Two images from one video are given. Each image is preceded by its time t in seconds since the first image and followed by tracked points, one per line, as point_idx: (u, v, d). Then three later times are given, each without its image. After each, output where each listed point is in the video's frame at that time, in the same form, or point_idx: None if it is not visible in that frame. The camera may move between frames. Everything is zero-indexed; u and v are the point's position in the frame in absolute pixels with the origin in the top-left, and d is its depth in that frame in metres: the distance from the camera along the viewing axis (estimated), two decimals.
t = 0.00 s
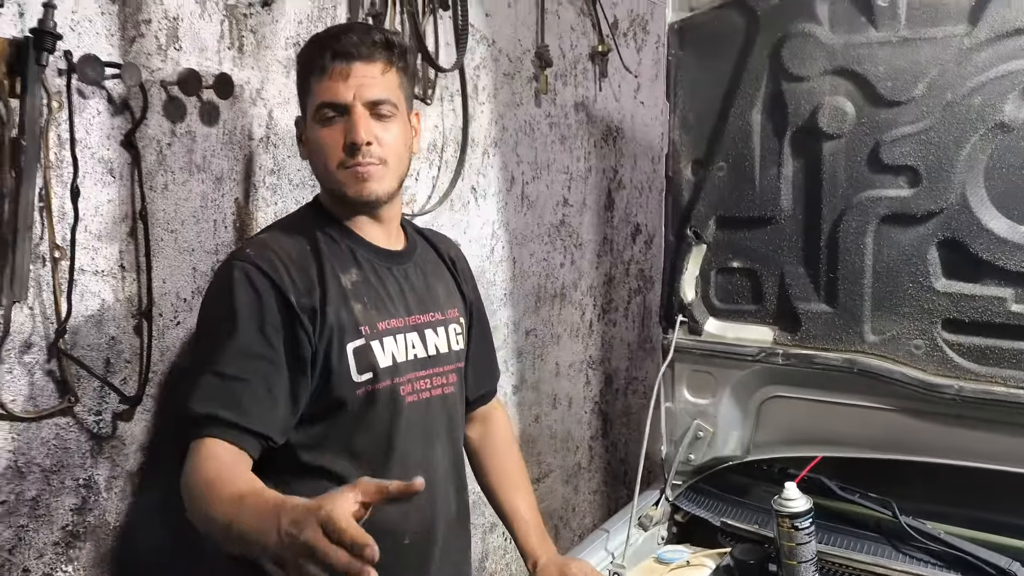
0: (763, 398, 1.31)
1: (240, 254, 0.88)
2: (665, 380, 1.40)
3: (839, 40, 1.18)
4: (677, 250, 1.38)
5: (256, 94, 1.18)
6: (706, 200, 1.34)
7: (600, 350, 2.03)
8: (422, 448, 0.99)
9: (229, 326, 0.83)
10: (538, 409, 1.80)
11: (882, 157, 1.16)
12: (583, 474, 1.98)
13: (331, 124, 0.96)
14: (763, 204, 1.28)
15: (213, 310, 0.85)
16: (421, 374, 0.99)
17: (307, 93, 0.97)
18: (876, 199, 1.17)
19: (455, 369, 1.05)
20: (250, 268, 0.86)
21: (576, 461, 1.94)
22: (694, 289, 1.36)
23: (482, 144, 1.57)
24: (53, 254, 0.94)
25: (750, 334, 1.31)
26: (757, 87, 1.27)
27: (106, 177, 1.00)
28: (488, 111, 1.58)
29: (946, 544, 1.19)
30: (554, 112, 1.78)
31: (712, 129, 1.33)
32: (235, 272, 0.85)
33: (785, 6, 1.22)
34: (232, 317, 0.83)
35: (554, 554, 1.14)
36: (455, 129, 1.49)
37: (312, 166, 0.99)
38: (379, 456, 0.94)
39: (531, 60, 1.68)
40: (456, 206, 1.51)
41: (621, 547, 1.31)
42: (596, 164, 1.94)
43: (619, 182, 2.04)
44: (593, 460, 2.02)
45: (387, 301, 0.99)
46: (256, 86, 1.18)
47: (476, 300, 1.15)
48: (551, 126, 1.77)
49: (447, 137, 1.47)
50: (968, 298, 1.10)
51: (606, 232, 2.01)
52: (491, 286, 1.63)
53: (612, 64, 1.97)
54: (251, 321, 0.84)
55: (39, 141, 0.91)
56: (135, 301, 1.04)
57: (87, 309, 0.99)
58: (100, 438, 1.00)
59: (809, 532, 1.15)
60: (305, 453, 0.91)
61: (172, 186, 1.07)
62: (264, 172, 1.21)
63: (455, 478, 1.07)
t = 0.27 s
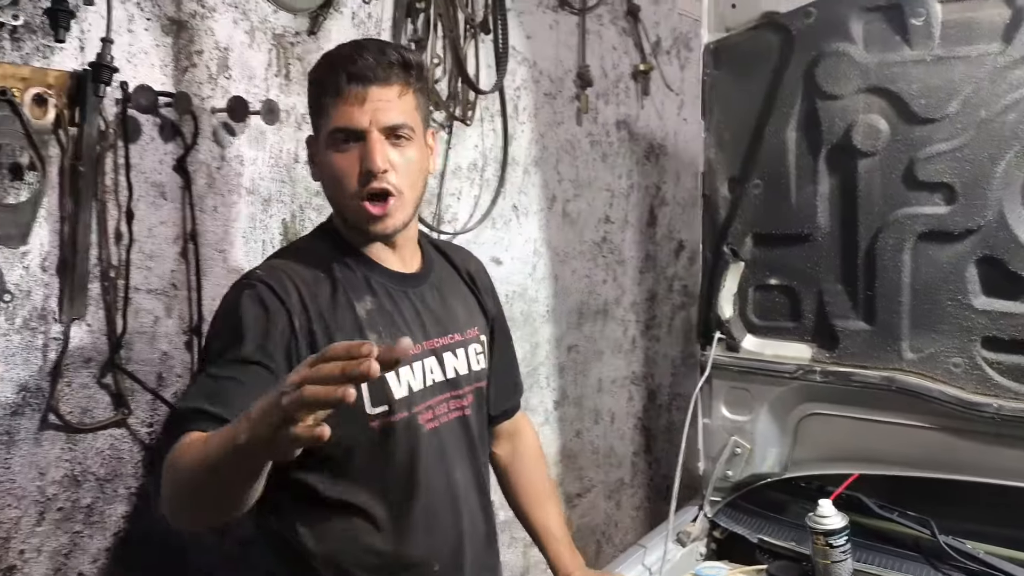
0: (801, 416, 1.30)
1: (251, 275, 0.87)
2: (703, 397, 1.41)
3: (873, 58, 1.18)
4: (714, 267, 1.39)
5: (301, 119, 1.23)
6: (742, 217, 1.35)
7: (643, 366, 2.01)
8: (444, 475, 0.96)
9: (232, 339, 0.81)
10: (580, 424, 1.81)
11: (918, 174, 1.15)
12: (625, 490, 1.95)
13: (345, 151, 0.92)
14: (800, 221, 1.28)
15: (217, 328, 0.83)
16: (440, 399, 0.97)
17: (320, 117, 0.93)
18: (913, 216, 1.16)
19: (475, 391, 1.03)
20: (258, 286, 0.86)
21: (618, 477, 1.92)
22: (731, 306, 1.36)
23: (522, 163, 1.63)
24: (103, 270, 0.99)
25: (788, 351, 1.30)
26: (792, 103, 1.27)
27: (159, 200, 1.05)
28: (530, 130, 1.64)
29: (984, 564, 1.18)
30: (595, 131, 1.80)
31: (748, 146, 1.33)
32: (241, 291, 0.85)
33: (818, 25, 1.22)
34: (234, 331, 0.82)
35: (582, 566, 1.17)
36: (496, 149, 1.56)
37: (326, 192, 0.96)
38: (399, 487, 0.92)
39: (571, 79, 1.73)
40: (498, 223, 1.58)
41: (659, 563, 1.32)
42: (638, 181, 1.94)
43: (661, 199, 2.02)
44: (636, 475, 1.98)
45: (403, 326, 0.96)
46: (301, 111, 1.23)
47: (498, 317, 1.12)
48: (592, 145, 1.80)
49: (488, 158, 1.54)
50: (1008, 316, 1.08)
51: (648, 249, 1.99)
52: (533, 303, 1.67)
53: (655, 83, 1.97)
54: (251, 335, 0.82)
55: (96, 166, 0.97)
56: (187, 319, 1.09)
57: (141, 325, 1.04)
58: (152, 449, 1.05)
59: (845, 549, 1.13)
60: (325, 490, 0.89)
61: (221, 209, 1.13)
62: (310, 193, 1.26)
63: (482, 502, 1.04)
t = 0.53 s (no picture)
0: (833, 422, 1.29)
1: (282, 328, 0.85)
2: (735, 401, 1.41)
3: (900, 64, 1.17)
4: (743, 273, 1.39)
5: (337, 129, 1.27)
6: (771, 223, 1.35)
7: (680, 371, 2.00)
8: (477, 490, 0.98)
9: (278, 408, 0.83)
10: (615, 428, 1.82)
11: (945, 179, 1.14)
12: (662, 496, 1.96)
13: (363, 167, 0.91)
14: (828, 226, 1.28)
15: (257, 390, 0.84)
16: (474, 417, 0.99)
17: (333, 135, 0.92)
18: (940, 221, 1.15)
19: (506, 403, 1.05)
20: (294, 341, 0.84)
21: (654, 482, 1.93)
22: (762, 311, 1.36)
23: (557, 170, 1.65)
24: (144, 276, 1.03)
25: (819, 356, 1.30)
26: (820, 110, 1.27)
27: (200, 209, 1.10)
28: (563, 139, 1.66)
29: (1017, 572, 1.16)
30: (630, 138, 1.81)
31: (778, 152, 1.34)
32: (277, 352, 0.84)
33: (845, 31, 1.23)
34: (278, 401, 0.83)
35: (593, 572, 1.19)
36: (530, 157, 1.59)
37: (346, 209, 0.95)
38: (434, 504, 0.93)
39: (607, 88, 1.75)
40: (531, 231, 1.60)
41: (688, 567, 1.32)
42: (675, 188, 1.94)
43: (698, 205, 2.02)
44: (673, 482, 1.98)
45: (437, 349, 0.97)
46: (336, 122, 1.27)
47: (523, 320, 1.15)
48: (628, 152, 1.81)
49: (522, 165, 1.57)
50: None
51: (685, 255, 2.00)
52: (567, 309, 1.69)
53: (691, 89, 1.97)
54: (294, 402, 0.83)
55: (140, 177, 1.01)
56: (225, 323, 1.14)
57: (181, 329, 1.09)
58: (192, 448, 1.10)
59: (873, 555, 1.13)
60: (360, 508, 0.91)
61: (258, 217, 1.17)
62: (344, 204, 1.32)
63: (514, 515, 1.06)
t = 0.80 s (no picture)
0: (857, 421, 1.29)
1: (298, 349, 0.85)
2: (759, 400, 1.42)
3: (921, 64, 1.17)
4: (768, 272, 1.41)
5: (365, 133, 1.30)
6: (795, 222, 1.36)
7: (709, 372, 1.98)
8: (498, 501, 0.98)
9: (292, 427, 0.83)
10: (642, 427, 1.83)
11: (967, 178, 1.14)
12: (691, 495, 1.94)
13: (386, 174, 0.91)
14: (851, 226, 1.28)
15: (271, 407, 0.84)
16: (498, 431, 0.97)
17: (354, 144, 0.92)
18: (963, 220, 1.14)
19: (533, 414, 1.03)
20: (311, 367, 0.83)
21: (682, 481, 1.92)
22: (785, 310, 1.37)
23: (584, 171, 1.68)
24: (179, 275, 1.07)
25: (842, 355, 1.30)
26: (842, 110, 1.28)
27: (232, 211, 1.13)
28: (590, 141, 1.69)
29: None
30: (657, 139, 1.82)
31: (800, 153, 1.35)
32: (294, 374, 0.84)
33: (866, 32, 1.23)
34: (291, 422, 0.83)
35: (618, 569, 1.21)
36: (556, 159, 1.61)
37: (370, 219, 0.94)
38: (454, 511, 0.95)
39: (633, 90, 1.76)
40: (558, 231, 1.63)
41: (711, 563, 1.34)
42: (703, 189, 1.92)
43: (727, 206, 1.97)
44: (702, 480, 1.96)
45: (461, 363, 0.95)
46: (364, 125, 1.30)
47: (558, 323, 1.13)
48: (655, 153, 1.81)
49: (549, 167, 1.60)
50: None
51: (713, 254, 1.96)
52: (594, 307, 1.71)
53: (718, 91, 1.93)
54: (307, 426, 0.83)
55: (174, 181, 1.05)
56: (256, 321, 1.17)
57: (214, 326, 1.12)
58: (224, 441, 1.15)
59: (892, 553, 1.13)
60: (382, 514, 0.93)
61: (289, 218, 1.21)
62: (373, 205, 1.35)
63: (537, 521, 1.06)
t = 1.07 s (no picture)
0: (870, 419, 1.29)
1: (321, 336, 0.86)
2: (773, 398, 1.43)
3: (933, 62, 1.17)
4: (781, 271, 1.41)
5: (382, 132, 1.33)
6: (808, 221, 1.37)
7: (726, 371, 1.98)
8: (509, 499, 0.98)
9: (311, 414, 0.84)
10: (658, 425, 1.83)
11: (980, 176, 1.13)
12: (707, 493, 1.94)
13: (407, 161, 0.93)
14: (864, 224, 1.28)
15: (291, 394, 0.85)
16: (512, 428, 0.99)
17: (377, 135, 0.95)
18: (975, 218, 1.14)
19: (547, 413, 1.05)
20: (334, 354, 0.85)
21: (698, 480, 1.92)
22: (798, 308, 1.38)
23: (599, 171, 1.68)
24: (199, 271, 1.10)
25: (856, 354, 1.30)
26: (854, 109, 1.28)
27: (251, 209, 1.16)
28: (606, 140, 1.69)
29: None
30: (673, 139, 1.82)
31: (814, 152, 1.35)
32: (315, 361, 0.85)
33: (879, 31, 1.23)
34: (312, 409, 0.84)
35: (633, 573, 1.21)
36: (571, 158, 1.63)
37: (393, 210, 0.96)
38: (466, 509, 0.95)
39: (648, 90, 1.77)
40: (573, 230, 1.64)
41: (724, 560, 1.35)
42: (719, 188, 1.93)
43: (744, 206, 1.99)
44: (718, 480, 1.97)
45: (477, 358, 0.96)
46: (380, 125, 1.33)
47: (575, 323, 1.15)
48: (671, 153, 1.82)
49: (564, 166, 1.61)
50: None
51: (730, 254, 1.97)
52: (609, 306, 1.72)
53: (735, 90, 1.94)
54: (327, 412, 0.84)
55: (194, 180, 1.07)
56: (274, 317, 1.20)
57: (233, 322, 1.15)
58: (242, 435, 1.16)
59: (904, 550, 1.13)
60: (395, 510, 0.93)
61: (306, 217, 1.23)
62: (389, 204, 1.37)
63: (550, 520, 1.06)
